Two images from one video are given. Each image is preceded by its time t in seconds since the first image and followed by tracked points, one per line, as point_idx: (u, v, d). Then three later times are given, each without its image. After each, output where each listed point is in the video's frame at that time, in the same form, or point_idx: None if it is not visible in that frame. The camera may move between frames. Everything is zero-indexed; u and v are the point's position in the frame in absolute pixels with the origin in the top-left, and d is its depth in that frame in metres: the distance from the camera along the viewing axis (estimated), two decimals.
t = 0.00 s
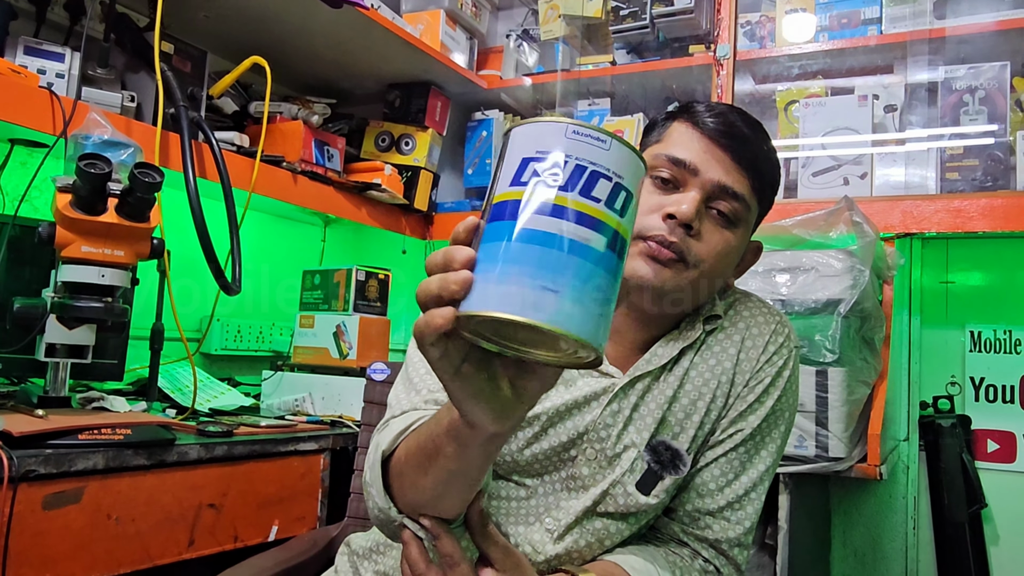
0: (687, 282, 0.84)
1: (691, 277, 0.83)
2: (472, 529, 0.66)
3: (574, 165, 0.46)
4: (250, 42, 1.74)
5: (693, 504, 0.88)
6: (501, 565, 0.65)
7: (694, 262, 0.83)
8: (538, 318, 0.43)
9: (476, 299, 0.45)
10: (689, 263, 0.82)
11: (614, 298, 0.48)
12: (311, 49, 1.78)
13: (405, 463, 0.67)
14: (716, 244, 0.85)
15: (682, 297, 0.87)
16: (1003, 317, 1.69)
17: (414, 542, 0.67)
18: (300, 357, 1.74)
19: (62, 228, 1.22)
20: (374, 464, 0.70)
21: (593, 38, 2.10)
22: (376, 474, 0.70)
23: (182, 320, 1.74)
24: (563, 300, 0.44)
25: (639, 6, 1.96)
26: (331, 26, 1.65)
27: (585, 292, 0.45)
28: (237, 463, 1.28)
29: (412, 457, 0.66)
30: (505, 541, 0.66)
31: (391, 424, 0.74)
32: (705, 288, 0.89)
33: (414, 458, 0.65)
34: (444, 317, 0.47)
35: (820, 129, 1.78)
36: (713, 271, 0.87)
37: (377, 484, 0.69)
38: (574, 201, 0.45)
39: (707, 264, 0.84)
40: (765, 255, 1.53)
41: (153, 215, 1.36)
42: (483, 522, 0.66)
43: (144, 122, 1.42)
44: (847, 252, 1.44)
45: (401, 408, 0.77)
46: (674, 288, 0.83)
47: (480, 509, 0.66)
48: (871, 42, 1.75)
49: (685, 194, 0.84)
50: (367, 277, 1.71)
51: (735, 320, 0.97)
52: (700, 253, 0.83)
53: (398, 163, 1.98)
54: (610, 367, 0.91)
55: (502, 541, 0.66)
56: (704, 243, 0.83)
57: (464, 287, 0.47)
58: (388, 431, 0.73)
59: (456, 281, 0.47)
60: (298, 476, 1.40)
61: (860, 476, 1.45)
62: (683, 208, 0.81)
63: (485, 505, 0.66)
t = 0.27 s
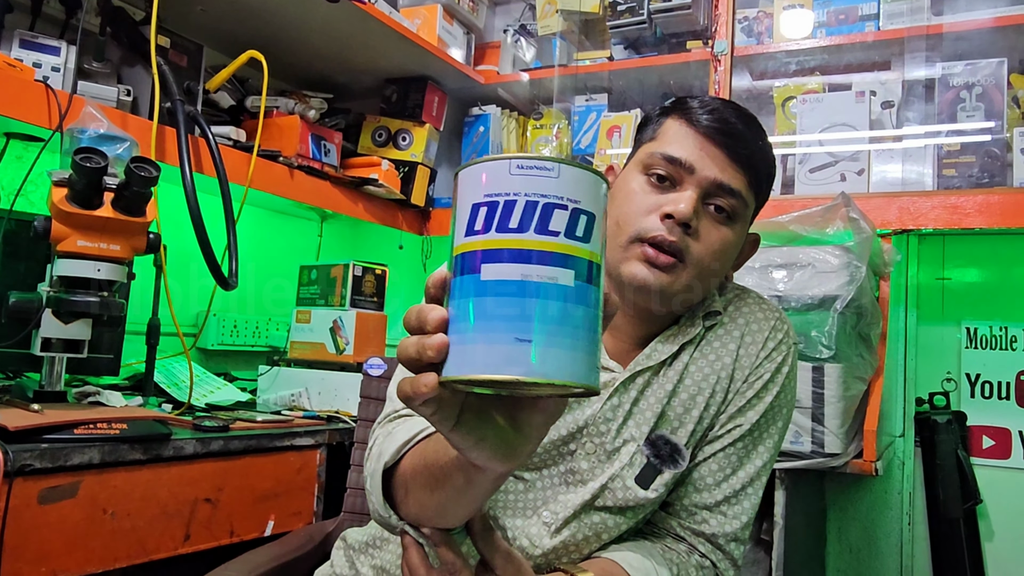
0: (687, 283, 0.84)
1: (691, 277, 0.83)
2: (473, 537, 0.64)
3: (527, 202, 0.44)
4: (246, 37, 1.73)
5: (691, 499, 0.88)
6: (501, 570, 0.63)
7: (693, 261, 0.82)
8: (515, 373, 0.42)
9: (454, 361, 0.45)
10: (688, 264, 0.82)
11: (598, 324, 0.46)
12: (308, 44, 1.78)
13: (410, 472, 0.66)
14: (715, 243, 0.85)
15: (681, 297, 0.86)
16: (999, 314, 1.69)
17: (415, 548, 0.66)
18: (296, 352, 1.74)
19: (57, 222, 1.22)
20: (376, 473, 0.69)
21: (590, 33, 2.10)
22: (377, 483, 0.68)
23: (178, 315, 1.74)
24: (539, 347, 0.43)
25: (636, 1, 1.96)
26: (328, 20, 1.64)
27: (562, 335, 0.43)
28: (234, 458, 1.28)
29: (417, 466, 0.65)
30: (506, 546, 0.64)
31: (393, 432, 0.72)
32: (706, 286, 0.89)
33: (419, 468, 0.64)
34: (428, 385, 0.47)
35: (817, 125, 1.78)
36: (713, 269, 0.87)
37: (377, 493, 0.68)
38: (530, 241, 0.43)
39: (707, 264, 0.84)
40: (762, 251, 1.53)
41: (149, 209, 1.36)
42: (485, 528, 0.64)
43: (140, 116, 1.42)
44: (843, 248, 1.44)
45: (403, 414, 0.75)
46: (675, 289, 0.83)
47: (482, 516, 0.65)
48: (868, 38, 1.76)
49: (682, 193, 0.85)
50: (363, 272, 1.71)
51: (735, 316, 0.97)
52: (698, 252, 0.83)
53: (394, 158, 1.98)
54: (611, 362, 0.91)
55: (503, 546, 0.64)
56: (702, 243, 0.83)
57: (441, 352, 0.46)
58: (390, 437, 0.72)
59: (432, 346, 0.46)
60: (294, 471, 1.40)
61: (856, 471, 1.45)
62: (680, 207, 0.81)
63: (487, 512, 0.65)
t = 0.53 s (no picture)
0: (676, 274, 0.84)
1: (681, 268, 0.84)
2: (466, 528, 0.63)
3: (522, 177, 0.44)
4: (244, 32, 1.73)
5: (687, 495, 0.88)
6: (496, 562, 0.62)
7: (683, 253, 0.83)
8: (512, 341, 0.42)
9: (452, 333, 0.44)
10: (678, 255, 0.82)
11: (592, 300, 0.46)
12: (305, 39, 1.78)
13: (403, 463, 0.66)
14: (706, 235, 0.85)
15: (674, 290, 0.87)
16: (996, 311, 1.69)
17: (408, 540, 0.65)
18: (293, 348, 1.74)
19: (54, 217, 1.21)
20: (369, 464, 0.69)
21: (589, 30, 2.12)
22: (371, 475, 0.69)
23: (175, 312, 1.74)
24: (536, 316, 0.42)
25: None
26: (326, 16, 1.64)
27: (559, 305, 0.43)
28: (231, 454, 1.28)
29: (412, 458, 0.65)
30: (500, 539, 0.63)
31: (386, 424, 0.72)
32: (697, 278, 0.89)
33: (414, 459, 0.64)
34: (425, 359, 0.46)
35: (815, 123, 1.78)
36: (704, 261, 0.87)
37: (371, 485, 0.68)
38: (527, 215, 0.44)
39: (696, 255, 0.84)
40: (759, 247, 1.53)
41: (145, 205, 1.35)
42: (479, 520, 0.63)
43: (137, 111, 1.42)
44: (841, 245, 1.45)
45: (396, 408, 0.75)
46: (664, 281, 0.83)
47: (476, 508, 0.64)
48: (867, 35, 1.76)
49: (672, 186, 0.84)
50: (361, 268, 1.71)
51: (730, 312, 0.96)
52: (689, 244, 0.83)
53: (392, 154, 1.98)
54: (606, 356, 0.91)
55: (497, 538, 0.63)
56: (693, 234, 0.83)
57: (438, 325, 0.45)
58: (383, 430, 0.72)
59: (428, 320, 0.46)
60: (292, 468, 1.40)
61: (853, 468, 1.45)
62: (671, 200, 0.81)
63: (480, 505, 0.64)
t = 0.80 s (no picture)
0: (674, 272, 0.85)
1: (677, 266, 0.84)
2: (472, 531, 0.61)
3: (528, 195, 0.42)
4: (242, 30, 1.73)
5: (686, 493, 0.88)
6: (499, 566, 0.61)
7: (678, 252, 0.84)
8: (551, 363, 0.40)
9: (485, 366, 0.42)
10: (672, 254, 0.83)
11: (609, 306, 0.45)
12: (304, 37, 1.77)
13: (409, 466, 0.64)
14: (698, 231, 0.85)
15: (671, 289, 0.88)
16: (994, 311, 1.70)
17: (413, 541, 0.63)
18: (291, 346, 1.74)
19: (52, 215, 1.21)
20: (376, 467, 0.66)
21: (588, 28, 2.12)
22: (377, 477, 0.66)
23: (173, 310, 1.73)
24: (570, 333, 0.41)
25: None
26: (324, 14, 1.64)
27: (588, 317, 0.42)
28: (229, 452, 1.28)
29: (417, 458, 0.63)
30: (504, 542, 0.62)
31: (393, 424, 0.69)
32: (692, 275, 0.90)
33: (419, 462, 0.62)
34: (458, 397, 0.43)
35: (813, 122, 1.78)
36: (698, 257, 0.87)
37: (377, 487, 0.66)
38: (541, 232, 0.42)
39: (692, 252, 0.85)
40: (758, 246, 1.53)
41: (143, 202, 1.35)
42: (486, 523, 0.61)
43: (134, 109, 1.41)
44: (839, 244, 1.45)
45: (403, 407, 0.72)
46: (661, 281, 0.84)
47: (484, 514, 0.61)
48: (865, 35, 1.76)
49: (658, 186, 0.84)
50: (359, 267, 1.71)
51: (728, 310, 0.97)
52: (682, 243, 0.83)
53: (390, 152, 1.98)
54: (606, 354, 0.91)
55: (501, 542, 0.61)
56: (686, 232, 0.84)
57: (467, 363, 0.42)
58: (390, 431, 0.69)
59: (455, 357, 0.43)
60: (289, 466, 1.40)
61: (850, 467, 1.45)
62: (658, 200, 0.81)
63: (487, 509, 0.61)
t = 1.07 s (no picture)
0: (674, 272, 0.86)
1: (677, 265, 0.85)
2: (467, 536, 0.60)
3: (531, 242, 0.42)
4: (240, 28, 1.72)
5: (684, 493, 0.88)
6: (496, 568, 0.61)
7: (680, 249, 0.84)
8: (549, 424, 0.41)
9: (482, 417, 0.43)
10: (672, 254, 0.84)
11: (612, 346, 0.45)
12: (303, 36, 1.77)
13: (404, 471, 0.63)
14: (699, 229, 0.85)
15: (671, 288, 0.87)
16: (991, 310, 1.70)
17: (409, 543, 0.65)
18: (289, 345, 1.74)
19: (50, 213, 1.21)
20: (372, 470, 0.66)
21: (586, 27, 2.09)
22: (374, 480, 0.66)
23: (171, 308, 1.73)
24: (570, 391, 0.42)
25: None
26: (323, 12, 1.64)
27: (589, 371, 0.42)
28: (228, 451, 1.28)
29: (412, 464, 0.62)
30: (502, 545, 0.61)
31: (391, 428, 0.69)
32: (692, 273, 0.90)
33: (414, 468, 0.62)
34: (454, 442, 0.43)
35: (812, 121, 1.79)
36: (699, 255, 0.88)
37: (373, 490, 0.66)
38: (543, 284, 0.41)
39: (693, 251, 0.86)
40: (756, 246, 1.53)
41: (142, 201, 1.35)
42: (482, 527, 0.60)
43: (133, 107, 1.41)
44: (837, 244, 1.45)
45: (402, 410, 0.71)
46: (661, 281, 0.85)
47: (481, 521, 0.61)
48: (864, 34, 1.78)
49: (660, 183, 0.84)
50: (358, 266, 1.71)
51: (727, 310, 0.97)
52: (684, 240, 0.84)
53: (389, 151, 1.98)
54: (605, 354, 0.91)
55: (498, 544, 0.61)
56: (687, 231, 0.84)
57: (462, 413, 0.43)
58: (387, 434, 0.68)
59: (452, 406, 0.43)
60: (288, 465, 1.40)
61: (848, 466, 1.46)
62: (661, 198, 0.81)
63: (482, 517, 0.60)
